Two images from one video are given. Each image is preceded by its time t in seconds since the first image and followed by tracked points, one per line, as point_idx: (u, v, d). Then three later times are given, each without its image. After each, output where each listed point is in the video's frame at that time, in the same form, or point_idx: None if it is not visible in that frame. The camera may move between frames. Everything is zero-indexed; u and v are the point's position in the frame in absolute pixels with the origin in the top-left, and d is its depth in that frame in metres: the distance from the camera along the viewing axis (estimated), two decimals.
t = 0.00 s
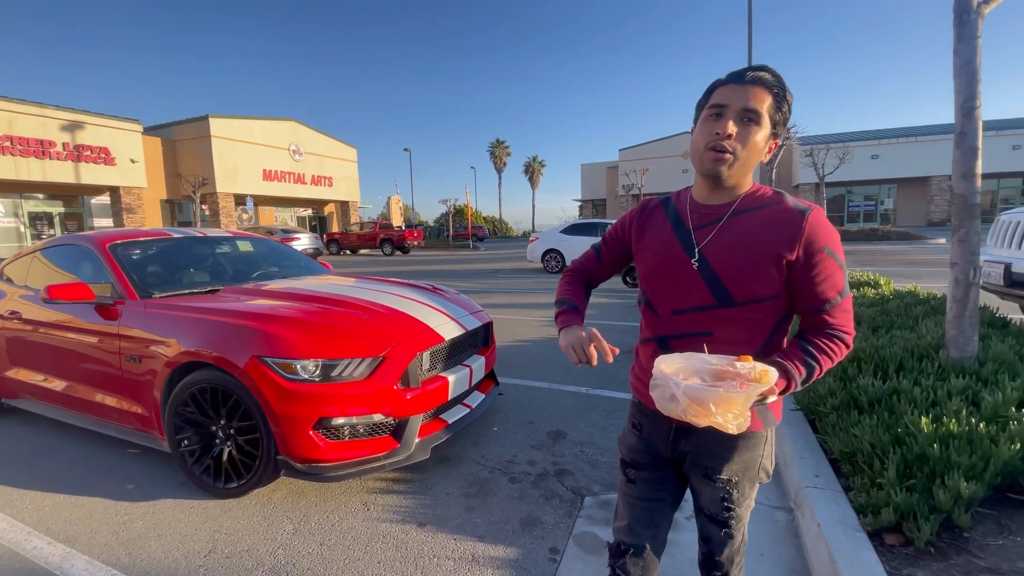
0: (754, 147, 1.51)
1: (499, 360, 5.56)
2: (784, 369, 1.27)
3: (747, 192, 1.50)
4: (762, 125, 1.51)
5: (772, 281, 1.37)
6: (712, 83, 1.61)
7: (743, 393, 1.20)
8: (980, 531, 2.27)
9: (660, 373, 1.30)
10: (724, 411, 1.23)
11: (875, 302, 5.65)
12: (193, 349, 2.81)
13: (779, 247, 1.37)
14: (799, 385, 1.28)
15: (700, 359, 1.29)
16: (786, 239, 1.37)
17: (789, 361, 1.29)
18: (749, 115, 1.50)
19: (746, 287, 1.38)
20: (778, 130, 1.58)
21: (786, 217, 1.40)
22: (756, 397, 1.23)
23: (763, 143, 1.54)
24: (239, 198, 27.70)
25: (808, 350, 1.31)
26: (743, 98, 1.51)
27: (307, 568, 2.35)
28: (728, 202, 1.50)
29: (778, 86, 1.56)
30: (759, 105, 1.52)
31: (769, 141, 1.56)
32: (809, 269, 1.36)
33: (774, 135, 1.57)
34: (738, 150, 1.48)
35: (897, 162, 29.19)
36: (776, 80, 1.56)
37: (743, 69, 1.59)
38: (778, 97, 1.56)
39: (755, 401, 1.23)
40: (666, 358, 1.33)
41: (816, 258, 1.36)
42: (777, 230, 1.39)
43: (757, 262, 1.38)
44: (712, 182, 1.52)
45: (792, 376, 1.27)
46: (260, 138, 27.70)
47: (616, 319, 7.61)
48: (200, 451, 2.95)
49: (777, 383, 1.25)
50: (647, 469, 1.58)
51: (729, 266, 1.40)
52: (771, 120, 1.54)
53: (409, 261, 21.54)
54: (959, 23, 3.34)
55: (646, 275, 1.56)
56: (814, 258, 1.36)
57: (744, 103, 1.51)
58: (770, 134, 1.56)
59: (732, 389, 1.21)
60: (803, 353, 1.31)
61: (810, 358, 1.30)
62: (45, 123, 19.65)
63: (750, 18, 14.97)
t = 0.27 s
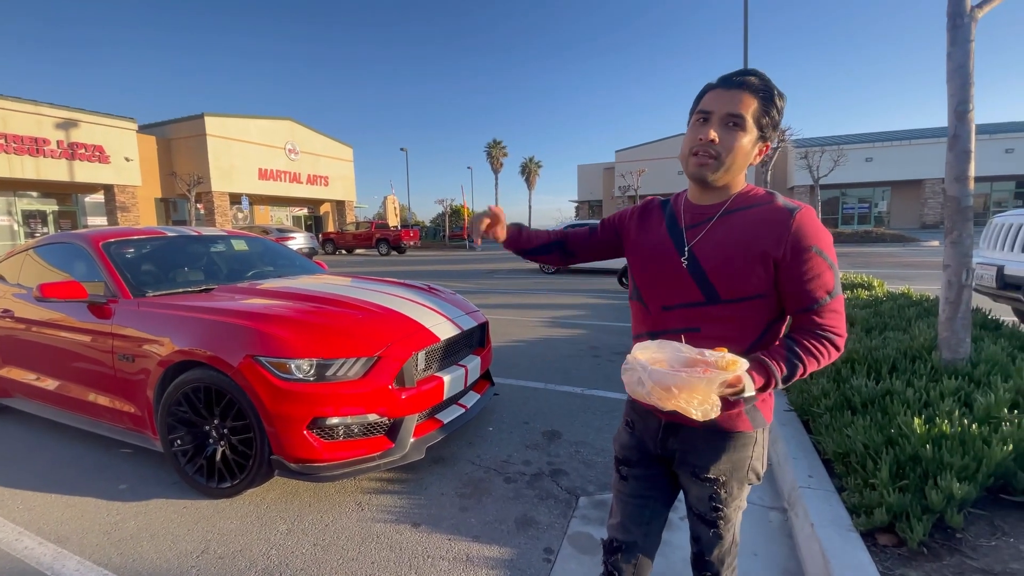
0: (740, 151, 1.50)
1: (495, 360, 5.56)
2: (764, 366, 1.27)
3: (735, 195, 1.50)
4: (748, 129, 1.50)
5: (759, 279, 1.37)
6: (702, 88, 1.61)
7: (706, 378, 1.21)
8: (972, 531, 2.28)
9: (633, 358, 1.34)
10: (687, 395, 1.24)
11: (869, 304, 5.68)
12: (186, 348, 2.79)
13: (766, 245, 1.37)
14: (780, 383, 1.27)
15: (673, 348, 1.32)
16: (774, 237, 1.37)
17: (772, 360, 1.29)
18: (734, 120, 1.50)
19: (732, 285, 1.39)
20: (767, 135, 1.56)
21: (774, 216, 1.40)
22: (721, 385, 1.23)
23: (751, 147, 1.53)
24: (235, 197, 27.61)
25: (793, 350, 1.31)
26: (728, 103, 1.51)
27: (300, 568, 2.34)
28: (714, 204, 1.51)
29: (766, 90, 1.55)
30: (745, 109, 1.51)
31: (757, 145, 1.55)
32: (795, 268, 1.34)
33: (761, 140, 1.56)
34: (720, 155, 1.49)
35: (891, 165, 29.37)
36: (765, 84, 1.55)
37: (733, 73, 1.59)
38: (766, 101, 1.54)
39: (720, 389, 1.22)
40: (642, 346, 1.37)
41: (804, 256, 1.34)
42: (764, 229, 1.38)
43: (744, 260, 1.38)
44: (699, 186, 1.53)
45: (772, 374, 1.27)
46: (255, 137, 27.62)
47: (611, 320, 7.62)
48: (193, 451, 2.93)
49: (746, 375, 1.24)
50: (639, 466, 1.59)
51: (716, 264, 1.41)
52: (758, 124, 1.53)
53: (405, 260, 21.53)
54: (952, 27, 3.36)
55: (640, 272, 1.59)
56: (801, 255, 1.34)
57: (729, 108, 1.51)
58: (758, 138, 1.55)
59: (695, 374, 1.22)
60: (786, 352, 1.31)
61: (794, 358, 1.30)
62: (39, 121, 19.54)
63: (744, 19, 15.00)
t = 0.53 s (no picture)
0: (739, 153, 1.52)
1: (492, 359, 5.56)
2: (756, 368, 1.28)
3: (733, 194, 1.51)
4: (746, 130, 1.51)
5: (751, 279, 1.37)
6: (694, 89, 1.61)
7: (689, 382, 1.23)
8: (967, 530, 2.30)
9: (621, 361, 1.36)
10: (672, 399, 1.26)
11: (864, 304, 5.70)
12: (182, 347, 2.78)
13: (757, 245, 1.37)
14: (773, 385, 1.28)
15: (661, 349, 1.33)
16: (765, 237, 1.37)
17: (765, 361, 1.29)
18: (733, 121, 1.50)
19: (724, 285, 1.39)
20: (761, 133, 1.58)
21: (767, 215, 1.39)
22: (706, 388, 1.24)
23: (748, 147, 1.55)
24: (231, 195, 27.50)
25: (787, 351, 1.30)
26: (726, 105, 1.51)
27: (297, 567, 2.34)
28: (714, 205, 1.51)
29: (760, 89, 1.56)
30: (742, 110, 1.51)
31: (753, 144, 1.57)
32: (787, 267, 1.34)
33: (757, 139, 1.58)
34: (724, 158, 1.49)
35: (887, 165, 29.48)
36: (757, 84, 1.55)
37: (723, 72, 1.58)
38: (759, 100, 1.55)
39: (705, 392, 1.24)
40: (631, 347, 1.38)
41: (796, 256, 1.33)
42: (756, 229, 1.38)
43: (735, 260, 1.38)
44: (701, 188, 1.53)
45: (763, 374, 1.28)
46: (252, 135, 27.52)
47: (608, 319, 7.63)
48: (189, 450, 2.92)
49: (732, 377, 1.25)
50: (635, 463, 1.59)
51: (708, 263, 1.42)
52: (754, 124, 1.54)
53: (402, 260, 21.50)
54: (947, 29, 3.38)
55: (636, 270, 1.61)
56: (793, 255, 1.34)
57: (727, 110, 1.51)
58: (754, 137, 1.56)
59: (678, 378, 1.24)
60: (780, 352, 1.31)
61: (787, 359, 1.30)
62: (33, 118, 19.42)
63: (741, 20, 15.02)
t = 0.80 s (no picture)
0: (733, 153, 1.52)
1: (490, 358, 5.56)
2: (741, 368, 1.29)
3: (728, 192, 1.51)
4: (739, 129, 1.51)
5: (739, 277, 1.37)
6: (685, 89, 1.61)
7: (665, 377, 1.24)
8: (963, 528, 2.31)
9: (602, 357, 1.38)
10: (648, 393, 1.26)
11: (861, 303, 5.72)
12: (180, 346, 2.78)
13: (746, 244, 1.36)
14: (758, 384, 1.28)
15: (642, 347, 1.34)
16: (754, 235, 1.36)
17: (750, 360, 1.29)
18: (726, 120, 1.50)
19: (713, 283, 1.40)
20: (755, 130, 1.58)
21: (758, 213, 1.38)
22: (682, 384, 1.24)
23: (742, 146, 1.55)
24: (228, 193, 27.42)
25: (775, 351, 1.29)
26: (718, 105, 1.51)
27: (295, 566, 2.34)
28: (708, 205, 1.51)
29: (751, 87, 1.55)
30: (734, 109, 1.51)
31: (747, 142, 1.56)
32: (776, 266, 1.32)
33: (751, 136, 1.57)
34: (718, 158, 1.50)
35: (884, 165, 29.56)
36: (748, 83, 1.55)
37: (713, 72, 1.58)
38: (751, 98, 1.55)
39: (681, 388, 1.24)
40: (614, 345, 1.40)
41: (785, 254, 1.31)
42: (746, 227, 1.38)
43: (724, 259, 1.38)
44: (695, 188, 1.53)
45: (749, 375, 1.28)
46: (249, 133, 27.44)
47: (606, 318, 7.64)
48: (186, 449, 2.92)
49: (710, 376, 1.25)
50: (632, 461, 1.60)
51: (697, 262, 1.42)
52: (747, 122, 1.54)
53: (400, 258, 21.49)
54: (944, 29, 3.39)
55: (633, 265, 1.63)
56: (782, 254, 1.32)
57: (720, 110, 1.51)
58: (748, 135, 1.56)
59: (654, 373, 1.25)
60: (769, 354, 1.29)
61: (775, 358, 1.28)
62: (29, 115, 19.33)
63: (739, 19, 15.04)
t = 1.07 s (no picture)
0: (730, 152, 1.53)
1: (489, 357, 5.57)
2: (727, 369, 1.30)
3: (725, 192, 1.51)
4: (736, 129, 1.52)
5: (734, 277, 1.38)
6: (682, 89, 1.61)
7: (645, 369, 1.25)
8: (958, 527, 2.32)
9: (589, 347, 1.40)
10: (629, 385, 1.28)
11: (859, 303, 5.74)
12: (178, 345, 2.78)
13: (741, 244, 1.37)
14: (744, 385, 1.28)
15: (628, 340, 1.36)
16: (749, 235, 1.36)
17: (738, 361, 1.30)
18: (722, 120, 1.51)
19: (707, 283, 1.40)
20: (752, 130, 1.58)
21: (753, 214, 1.38)
22: (663, 377, 1.25)
23: (739, 145, 1.55)
24: (226, 192, 27.38)
25: (763, 351, 1.29)
26: (715, 105, 1.51)
27: (293, 564, 2.34)
28: (705, 204, 1.52)
29: (747, 86, 1.55)
30: (730, 108, 1.52)
31: (744, 141, 1.57)
32: (771, 267, 1.32)
33: (748, 136, 1.58)
34: (716, 158, 1.50)
35: (882, 165, 29.61)
36: (745, 82, 1.55)
37: (710, 71, 1.58)
38: (748, 97, 1.55)
39: (662, 381, 1.25)
40: (603, 337, 1.42)
41: (779, 255, 1.31)
42: (742, 228, 1.38)
43: (718, 259, 1.39)
44: (692, 188, 1.54)
45: (735, 375, 1.29)
46: (248, 132, 27.39)
47: (606, 317, 7.65)
48: (184, 448, 2.92)
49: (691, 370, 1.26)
50: (628, 461, 1.61)
51: (692, 262, 1.43)
52: (744, 121, 1.54)
53: (398, 257, 21.48)
54: (942, 30, 3.39)
55: (631, 265, 1.64)
56: (777, 255, 1.32)
57: (717, 109, 1.51)
58: (745, 134, 1.56)
59: (635, 366, 1.26)
60: (757, 354, 1.29)
61: (763, 359, 1.28)
62: (27, 113, 19.28)
63: (738, 19, 15.05)
